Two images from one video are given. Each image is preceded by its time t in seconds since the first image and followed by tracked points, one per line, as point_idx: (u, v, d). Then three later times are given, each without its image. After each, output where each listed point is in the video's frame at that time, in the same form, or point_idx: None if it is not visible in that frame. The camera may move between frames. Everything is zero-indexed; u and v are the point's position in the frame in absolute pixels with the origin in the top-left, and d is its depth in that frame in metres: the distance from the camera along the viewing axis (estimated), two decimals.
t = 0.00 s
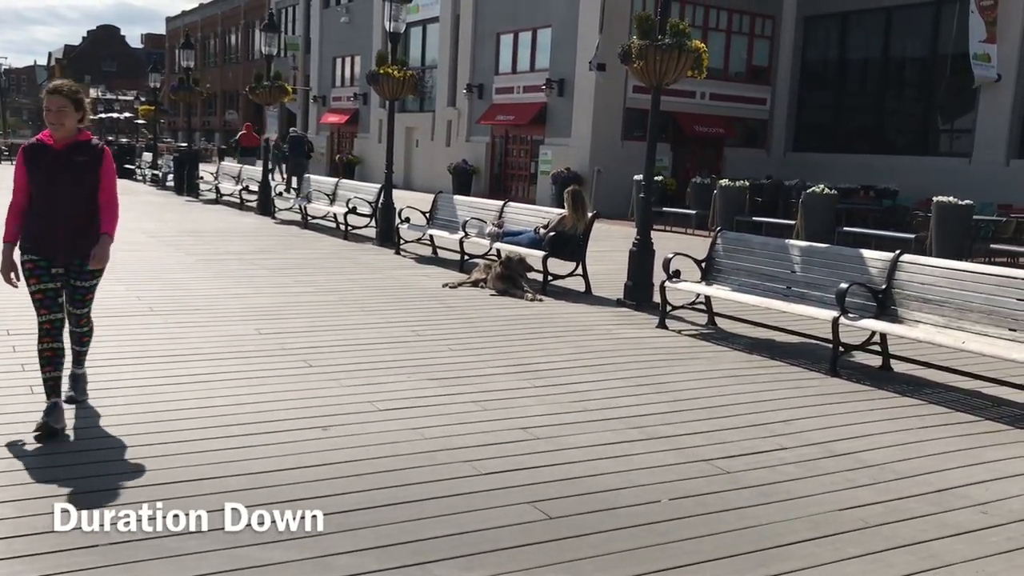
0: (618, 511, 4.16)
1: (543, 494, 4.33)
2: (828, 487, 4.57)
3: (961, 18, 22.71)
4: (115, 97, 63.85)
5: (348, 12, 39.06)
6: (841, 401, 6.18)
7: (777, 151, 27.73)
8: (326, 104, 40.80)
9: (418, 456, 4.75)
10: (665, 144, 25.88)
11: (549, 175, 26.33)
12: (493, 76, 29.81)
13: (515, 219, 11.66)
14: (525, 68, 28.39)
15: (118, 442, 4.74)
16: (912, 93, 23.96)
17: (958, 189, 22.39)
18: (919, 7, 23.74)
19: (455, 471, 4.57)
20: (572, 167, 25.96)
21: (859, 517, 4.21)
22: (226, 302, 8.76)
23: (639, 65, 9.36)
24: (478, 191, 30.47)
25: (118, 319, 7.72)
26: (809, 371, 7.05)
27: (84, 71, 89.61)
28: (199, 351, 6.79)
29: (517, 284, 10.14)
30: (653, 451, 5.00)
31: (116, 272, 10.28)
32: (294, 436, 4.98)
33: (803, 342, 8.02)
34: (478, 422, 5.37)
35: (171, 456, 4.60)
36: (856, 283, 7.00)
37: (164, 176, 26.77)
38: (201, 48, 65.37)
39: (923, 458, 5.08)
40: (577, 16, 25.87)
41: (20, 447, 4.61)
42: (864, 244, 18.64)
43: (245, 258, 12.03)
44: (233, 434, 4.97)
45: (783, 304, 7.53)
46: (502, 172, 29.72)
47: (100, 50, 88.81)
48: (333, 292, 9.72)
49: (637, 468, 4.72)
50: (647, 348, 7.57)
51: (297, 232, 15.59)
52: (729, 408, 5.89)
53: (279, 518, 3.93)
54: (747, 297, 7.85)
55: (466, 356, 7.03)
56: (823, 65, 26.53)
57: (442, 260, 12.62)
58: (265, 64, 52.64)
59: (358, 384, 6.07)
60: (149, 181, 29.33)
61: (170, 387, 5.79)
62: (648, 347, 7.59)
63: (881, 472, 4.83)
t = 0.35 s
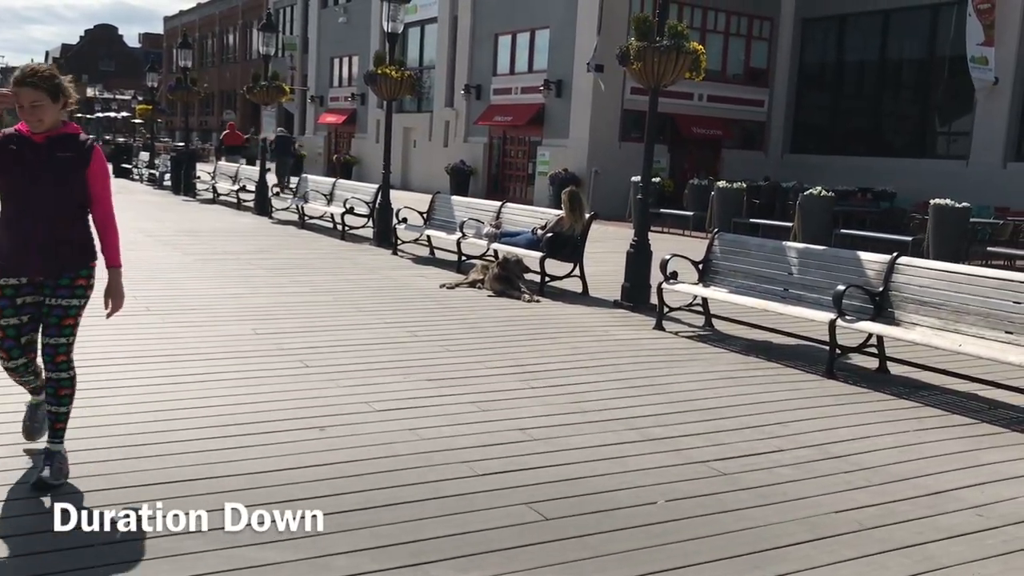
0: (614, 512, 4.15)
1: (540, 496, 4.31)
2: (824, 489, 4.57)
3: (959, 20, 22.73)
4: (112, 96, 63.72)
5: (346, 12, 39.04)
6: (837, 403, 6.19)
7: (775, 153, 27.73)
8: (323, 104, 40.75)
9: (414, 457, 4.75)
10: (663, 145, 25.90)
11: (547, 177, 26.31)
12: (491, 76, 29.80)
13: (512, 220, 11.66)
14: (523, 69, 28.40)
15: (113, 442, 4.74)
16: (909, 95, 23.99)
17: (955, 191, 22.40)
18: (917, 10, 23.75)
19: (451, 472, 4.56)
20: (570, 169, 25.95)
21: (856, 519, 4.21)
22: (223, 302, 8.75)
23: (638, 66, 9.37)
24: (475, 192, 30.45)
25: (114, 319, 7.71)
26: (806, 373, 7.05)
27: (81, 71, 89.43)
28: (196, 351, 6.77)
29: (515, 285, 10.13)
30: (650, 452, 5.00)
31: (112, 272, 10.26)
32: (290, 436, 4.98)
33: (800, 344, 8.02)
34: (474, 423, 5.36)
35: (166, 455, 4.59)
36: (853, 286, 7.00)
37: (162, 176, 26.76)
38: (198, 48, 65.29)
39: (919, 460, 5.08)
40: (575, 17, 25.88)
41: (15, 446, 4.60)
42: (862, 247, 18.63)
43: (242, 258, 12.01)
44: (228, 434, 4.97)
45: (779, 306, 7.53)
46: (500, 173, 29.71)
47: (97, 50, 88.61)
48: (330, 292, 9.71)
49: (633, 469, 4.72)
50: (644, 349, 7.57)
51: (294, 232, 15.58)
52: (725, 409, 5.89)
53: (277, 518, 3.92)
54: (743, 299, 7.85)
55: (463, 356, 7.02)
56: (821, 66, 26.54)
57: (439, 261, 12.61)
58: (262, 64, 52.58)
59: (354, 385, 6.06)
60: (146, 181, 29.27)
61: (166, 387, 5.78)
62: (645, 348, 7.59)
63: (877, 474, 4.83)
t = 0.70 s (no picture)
0: (617, 514, 4.15)
1: (543, 497, 4.31)
2: (829, 491, 4.56)
3: (965, 20, 22.68)
4: (119, 96, 63.86)
5: (352, 12, 39.07)
6: (843, 404, 6.18)
7: (780, 154, 27.68)
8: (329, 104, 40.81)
9: (417, 457, 4.75)
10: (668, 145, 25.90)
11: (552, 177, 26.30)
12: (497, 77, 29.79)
13: (517, 220, 11.66)
14: (529, 69, 28.40)
15: (117, 442, 4.75)
16: (914, 96, 23.95)
17: (961, 191, 22.35)
18: (924, 10, 23.69)
19: (454, 472, 4.56)
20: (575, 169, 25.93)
21: (860, 520, 4.20)
22: (228, 302, 8.77)
23: (643, 67, 9.37)
24: (480, 192, 30.46)
25: (119, 319, 7.72)
26: (812, 373, 7.04)
27: (86, 71, 89.57)
28: (200, 351, 6.77)
29: (520, 286, 10.14)
30: (654, 453, 4.99)
31: (118, 272, 10.29)
32: (295, 436, 4.98)
33: (805, 344, 8.01)
34: (478, 424, 5.36)
35: (168, 456, 4.59)
36: (858, 287, 6.98)
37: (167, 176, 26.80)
38: (204, 48, 65.38)
39: (924, 462, 5.07)
40: (580, 17, 25.87)
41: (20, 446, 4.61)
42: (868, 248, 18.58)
43: (247, 258, 12.03)
44: (232, 434, 4.97)
45: (785, 306, 7.51)
46: (505, 173, 29.71)
47: (103, 50, 88.81)
48: (336, 292, 9.71)
49: (637, 469, 4.72)
50: (650, 350, 7.56)
51: (299, 232, 15.60)
52: (731, 410, 5.89)
53: (277, 518, 3.93)
54: (749, 299, 7.84)
55: (467, 357, 7.02)
56: (827, 67, 26.49)
57: (444, 261, 12.62)
58: (269, 63, 52.67)
59: (359, 385, 6.06)
60: (152, 181, 29.32)
61: (170, 387, 5.79)
62: (651, 348, 7.59)
63: (883, 476, 4.82)
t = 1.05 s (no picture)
0: (619, 516, 4.14)
1: (545, 498, 4.31)
2: (831, 493, 4.56)
3: (967, 22, 22.66)
4: (121, 97, 63.92)
5: (353, 13, 39.10)
6: (845, 406, 6.17)
7: (782, 156, 27.67)
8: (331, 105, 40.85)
9: (419, 459, 4.75)
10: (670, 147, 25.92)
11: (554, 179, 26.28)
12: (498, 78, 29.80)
13: (519, 221, 11.66)
14: (530, 71, 28.41)
15: (120, 442, 4.75)
16: (916, 97, 23.93)
17: (964, 193, 22.31)
18: (925, 11, 23.68)
19: (457, 474, 4.56)
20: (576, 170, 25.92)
21: (862, 522, 4.20)
22: (230, 303, 8.77)
23: (645, 68, 9.38)
24: (482, 194, 30.47)
25: (121, 320, 7.73)
26: (814, 376, 7.02)
27: (88, 72, 89.63)
28: (202, 352, 6.77)
29: (522, 287, 10.13)
30: (657, 455, 4.98)
31: (120, 273, 10.29)
32: (298, 437, 4.98)
33: (807, 346, 8.00)
34: (480, 425, 5.36)
35: (173, 457, 4.60)
36: (860, 288, 6.98)
37: (169, 176, 26.84)
38: (206, 49, 65.43)
39: (925, 464, 5.06)
40: (582, 18, 25.87)
41: (23, 447, 4.61)
42: (870, 250, 18.57)
43: (250, 259, 12.03)
44: (235, 434, 4.97)
45: (787, 308, 7.51)
46: (506, 175, 29.71)
47: (106, 51, 88.89)
48: (338, 294, 9.71)
49: (638, 471, 4.72)
50: (651, 351, 7.56)
51: (301, 233, 15.60)
52: (732, 412, 5.88)
53: (278, 518, 3.94)
54: (751, 301, 7.83)
55: (469, 358, 7.01)
56: (828, 69, 26.47)
57: (445, 262, 12.61)
58: (270, 65, 52.75)
59: (361, 387, 6.05)
60: (154, 182, 29.32)
61: (173, 387, 5.80)
62: (653, 350, 7.59)
63: (885, 478, 4.81)
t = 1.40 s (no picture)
0: (618, 519, 4.14)
1: (545, 501, 4.30)
2: (830, 497, 4.56)
3: (967, 26, 22.67)
4: (121, 99, 63.93)
5: (354, 15, 39.11)
6: (844, 410, 6.17)
7: (781, 159, 27.68)
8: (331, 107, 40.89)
9: (419, 461, 4.73)
10: (669, 150, 25.95)
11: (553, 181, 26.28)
12: (498, 81, 29.80)
13: (518, 223, 11.66)
14: (530, 73, 28.40)
15: (119, 443, 4.74)
16: (916, 101, 23.94)
17: (963, 197, 22.31)
18: (925, 16, 23.72)
19: (455, 476, 4.56)
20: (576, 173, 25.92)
21: (862, 527, 4.19)
22: (230, 304, 8.76)
23: (645, 71, 9.38)
24: (481, 196, 30.47)
25: (120, 320, 7.73)
26: (814, 379, 7.02)
27: (88, 73, 89.59)
28: (202, 354, 6.75)
29: (521, 290, 10.13)
30: (656, 458, 4.98)
31: (119, 274, 10.28)
32: (297, 439, 4.97)
33: (806, 349, 7.99)
34: (478, 428, 5.35)
35: (172, 457, 4.60)
36: (860, 292, 6.98)
37: (169, 177, 26.83)
38: (206, 50, 65.44)
39: (924, 468, 5.06)
40: (582, 21, 25.90)
41: (24, 448, 4.60)
42: (867, 254, 18.60)
43: (249, 260, 12.02)
44: (236, 436, 4.97)
45: (787, 312, 7.51)
46: (506, 177, 29.71)
47: (105, 51, 88.91)
48: (337, 295, 9.71)
49: (637, 474, 4.71)
50: (649, 354, 7.56)
51: (300, 235, 15.60)
52: (732, 415, 5.88)
53: (277, 518, 3.95)
54: (750, 304, 7.83)
55: (468, 360, 7.00)
56: (828, 72, 26.47)
57: (444, 264, 12.61)
58: (270, 66, 52.78)
59: (360, 388, 6.04)
60: (153, 183, 29.29)
61: (172, 388, 5.79)
62: (652, 353, 7.58)
63: (884, 482, 4.81)
